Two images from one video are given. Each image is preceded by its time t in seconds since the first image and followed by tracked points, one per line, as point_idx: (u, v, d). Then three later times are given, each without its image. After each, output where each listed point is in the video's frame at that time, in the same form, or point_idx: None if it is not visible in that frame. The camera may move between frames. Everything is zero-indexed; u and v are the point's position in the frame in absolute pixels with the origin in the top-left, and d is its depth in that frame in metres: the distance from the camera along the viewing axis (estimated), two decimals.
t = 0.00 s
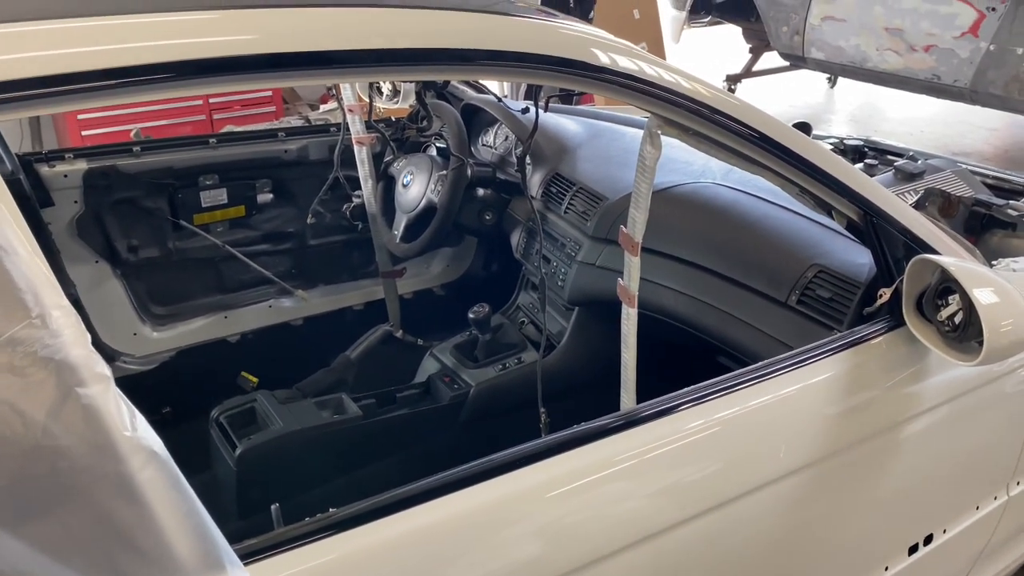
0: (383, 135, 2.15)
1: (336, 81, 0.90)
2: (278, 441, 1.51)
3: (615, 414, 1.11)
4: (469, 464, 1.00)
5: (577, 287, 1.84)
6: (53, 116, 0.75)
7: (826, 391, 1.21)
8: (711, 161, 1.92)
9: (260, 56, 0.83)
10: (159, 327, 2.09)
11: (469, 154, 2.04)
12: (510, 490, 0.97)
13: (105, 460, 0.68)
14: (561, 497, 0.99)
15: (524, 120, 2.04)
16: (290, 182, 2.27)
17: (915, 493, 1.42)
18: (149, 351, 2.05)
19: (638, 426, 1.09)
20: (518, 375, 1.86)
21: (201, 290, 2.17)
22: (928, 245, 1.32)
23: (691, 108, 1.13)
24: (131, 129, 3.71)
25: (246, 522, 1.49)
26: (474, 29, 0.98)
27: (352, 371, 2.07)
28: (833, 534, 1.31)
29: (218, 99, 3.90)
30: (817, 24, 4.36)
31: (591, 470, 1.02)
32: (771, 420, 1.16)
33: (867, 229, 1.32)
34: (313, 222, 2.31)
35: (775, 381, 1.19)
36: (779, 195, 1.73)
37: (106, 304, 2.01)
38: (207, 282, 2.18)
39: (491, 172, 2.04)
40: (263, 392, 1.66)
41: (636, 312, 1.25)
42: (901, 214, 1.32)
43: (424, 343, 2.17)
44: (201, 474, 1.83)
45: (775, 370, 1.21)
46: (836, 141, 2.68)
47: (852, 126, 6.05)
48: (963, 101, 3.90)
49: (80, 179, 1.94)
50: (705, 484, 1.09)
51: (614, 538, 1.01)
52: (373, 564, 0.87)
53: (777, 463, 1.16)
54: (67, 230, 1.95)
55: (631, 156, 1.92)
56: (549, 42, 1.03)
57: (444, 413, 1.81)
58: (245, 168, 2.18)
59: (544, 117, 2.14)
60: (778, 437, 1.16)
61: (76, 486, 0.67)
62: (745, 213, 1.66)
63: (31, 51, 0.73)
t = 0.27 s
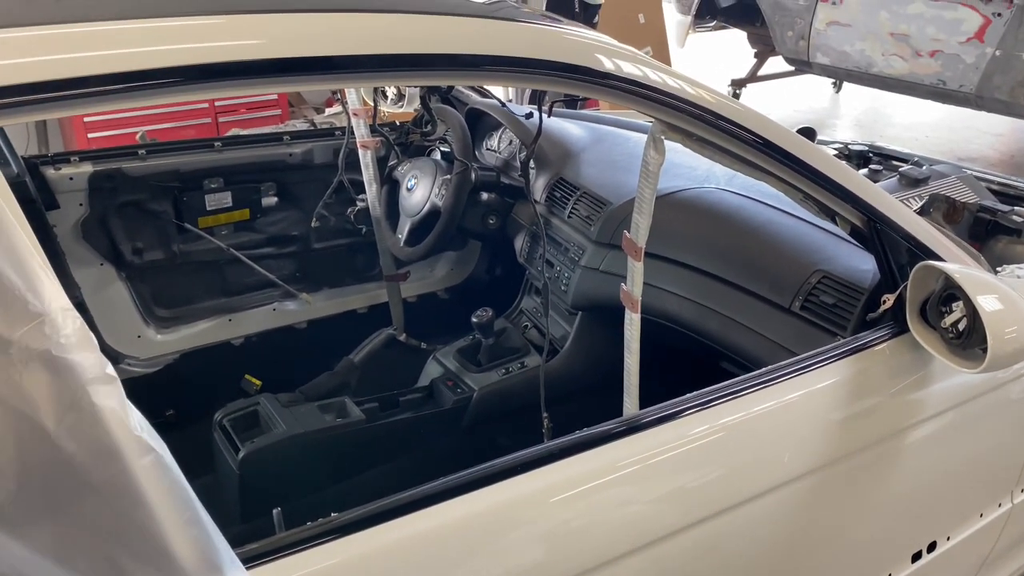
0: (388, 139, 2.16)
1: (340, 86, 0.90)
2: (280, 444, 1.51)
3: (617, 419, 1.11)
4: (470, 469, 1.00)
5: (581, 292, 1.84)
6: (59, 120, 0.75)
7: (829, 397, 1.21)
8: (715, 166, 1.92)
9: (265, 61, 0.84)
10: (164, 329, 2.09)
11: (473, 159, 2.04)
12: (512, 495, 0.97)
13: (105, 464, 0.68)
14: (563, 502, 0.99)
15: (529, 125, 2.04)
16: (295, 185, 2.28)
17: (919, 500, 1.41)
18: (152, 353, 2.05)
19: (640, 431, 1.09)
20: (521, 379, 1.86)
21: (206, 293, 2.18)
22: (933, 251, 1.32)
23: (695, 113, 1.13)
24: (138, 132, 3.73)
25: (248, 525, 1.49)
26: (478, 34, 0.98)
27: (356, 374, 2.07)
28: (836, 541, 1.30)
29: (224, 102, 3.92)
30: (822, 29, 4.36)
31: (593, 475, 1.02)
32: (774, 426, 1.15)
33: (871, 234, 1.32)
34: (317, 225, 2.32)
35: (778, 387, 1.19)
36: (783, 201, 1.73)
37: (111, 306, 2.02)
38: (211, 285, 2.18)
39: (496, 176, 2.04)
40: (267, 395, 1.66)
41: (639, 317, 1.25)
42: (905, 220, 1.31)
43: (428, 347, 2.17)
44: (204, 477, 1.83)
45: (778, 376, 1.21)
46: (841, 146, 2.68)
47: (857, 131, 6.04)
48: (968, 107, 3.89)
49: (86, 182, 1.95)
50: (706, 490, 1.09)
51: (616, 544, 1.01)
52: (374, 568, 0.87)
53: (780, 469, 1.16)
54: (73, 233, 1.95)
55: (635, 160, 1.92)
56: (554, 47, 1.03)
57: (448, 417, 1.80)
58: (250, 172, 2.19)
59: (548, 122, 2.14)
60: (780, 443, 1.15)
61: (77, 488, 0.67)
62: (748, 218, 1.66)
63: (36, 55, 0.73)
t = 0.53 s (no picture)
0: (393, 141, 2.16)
1: (347, 88, 0.90)
2: (285, 446, 1.51)
3: (622, 422, 1.11)
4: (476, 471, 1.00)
5: (586, 294, 1.84)
6: (66, 120, 0.75)
7: (836, 401, 1.20)
8: (722, 169, 1.92)
9: (271, 62, 0.84)
10: (169, 330, 2.09)
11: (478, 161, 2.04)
12: (516, 498, 0.97)
13: (111, 459, 0.68)
14: (567, 505, 0.98)
15: (534, 127, 2.04)
16: (300, 187, 2.28)
17: (926, 505, 1.40)
18: (157, 354, 2.05)
19: (646, 435, 1.08)
20: (525, 382, 1.85)
21: (211, 294, 2.18)
22: (940, 254, 1.31)
23: (702, 116, 1.13)
24: (143, 133, 3.74)
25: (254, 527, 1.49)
26: (485, 36, 0.98)
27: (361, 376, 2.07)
28: (841, 546, 1.29)
29: (230, 104, 3.93)
30: (828, 32, 4.35)
31: (599, 479, 1.02)
32: (781, 429, 1.15)
33: (878, 238, 1.31)
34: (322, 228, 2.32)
35: (785, 391, 1.19)
36: (789, 204, 1.73)
37: (116, 307, 2.02)
38: (216, 286, 2.18)
39: (501, 179, 2.04)
40: (271, 397, 1.66)
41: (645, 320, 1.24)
42: (912, 223, 1.31)
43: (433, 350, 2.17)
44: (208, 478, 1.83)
45: (784, 380, 1.20)
46: (847, 150, 2.67)
47: (863, 135, 6.03)
48: (975, 111, 3.88)
49: (91, 183, 1.95)
50: (711, 494, 1.09)
51: (620, 548, 1.01)
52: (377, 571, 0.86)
53: (786, 473, 1.15)
54: (79, 234, 1.95)
55: (641, 163, 1.92)
56: (560, 49, 1.03)
57: (453, 420, 1.80)
58: (255, 173, 2.19)
59: (554, 124, 2.14)
60: (787, 447, 1.15)
61: (83, 486, 0.67)
62: (755, 221, 1.66)
63: (42, 56, 0.73)
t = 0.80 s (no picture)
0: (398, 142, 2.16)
1: (353, 89, 0.89)
2: (289, 447, 1.51)
3: (628, 425, 1.10)
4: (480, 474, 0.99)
5: (591, 297, 1.83)
6: (72, 121, 0.75)
7: (843, 404, 1.20)
8: (726, 171, 1.92)
9: (276, 63, 0.83)
10: (174, 331, 2.09)
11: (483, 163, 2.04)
12: (521, 501, 0.96)
13: (117, 461, 0.68)
14: (572, 508, 0.98)
15: (540, 129, 2.04)
16: (305, 188, 2.28)
17: (933, 509, 1.40)
18: (162, 355, 2.05)
19: (651, 438, 1.08)
20: (529, 384, 1.85)
21: (215, 295, 2.18)
22: (947, 257, 1.31)
23: (708, 117, 1.12)
24: (149, 135, 3.74)
25: (259, 529, 1.49)
26: (490, 37, 0.98)
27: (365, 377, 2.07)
28: (848, 551, 1.29)
29: (235, 105, 3.94)
30: (834, 35, 4.34)
31: (604, 482, 1.01)
32: (787, 432, 1.14)
33: (884, 240, 1.30)
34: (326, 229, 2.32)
35: (791, 393, 1.18)
36: (795, 206, 1.72)
37: (120, 308, 2.02)
38: (221, 288, 2.19)
39: (506, 181, 2.04)
40: (275, 398, 1.66)
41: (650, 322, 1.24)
42: (919, 225, 1.30)
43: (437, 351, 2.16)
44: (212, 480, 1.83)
45: (791, 383, 1.20)
46: (852, 151, 2.66)
47: (868, 137, 6.02)
48: (981, 113, 3.87)
49: (96, 184, 1.95)
50: (717, 498, 1.08)
51: (625, 551, 1.00)
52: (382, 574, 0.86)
53: (792, 476, 1.14)
54: (84, 235, 1.96)
55: (646, 164, 1.92)
56: (566, 50, 1.03)
57: (457, 423, 1.80)
58: (260, 174, 2.19)
59: (559, 126, 2.14)
60: (794, 450, 1.14)
61: (84, 488, 0.67)
62: (760, 223, 1.65)
63: (47, 57, 0.73)
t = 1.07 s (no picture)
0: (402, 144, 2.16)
1: (358, 92, 0.89)
2: (294, 448, 1.51)
3: (632, 429, 1.10)
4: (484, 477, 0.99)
5: (595, 299, 1.83)
6: (79, 123, 0.75)
7: (848, 407, 1.20)
8: (731, 173, 1.91)
9: (282, 66, 0.84)
10: (178, 333, 2.09)
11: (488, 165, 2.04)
12: (525, 504, 0.96)
13: (122, 465, 0.68)
14: (576, 511, 0.98)
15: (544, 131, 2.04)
16: (309, 190, 2.28)
17: (938, 513, 1.39)
18: (166, 356, 2.06)
19: (656, 441, 1.08)
20: (533, 387, 1.85)
21: (220, 297, 2.18)
22: (953, 259, 1.30)
23: (713, 119, 1.12)
24: (154, 136, 3.75)
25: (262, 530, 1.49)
26: (496, 39, 0.98)
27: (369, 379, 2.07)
28: (853, 554, 1.28)
29: (239, 107, 3.95)
30: (837, 36, 4.34)
31: (608, 485, 1.01)
32: (792, 435, 1.14)
33: (890, 243, 1.30)
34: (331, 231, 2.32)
35: (796, 397, 1.18)
36: (800, 208, 1.72)
37: (125, 309, 2.02)
38: (225, 289, 2.19)
39: (510, 183, 2.04)
40: (280, 400, 1.66)
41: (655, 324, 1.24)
42: (925, 228, 1.30)
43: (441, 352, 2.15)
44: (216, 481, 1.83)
45: (795, 386, 1.20)
46: (857, 154, 2.66)
47: (872, 139, 6.01)
48: (985, 115, 3.86)
49: (102, 186, 1.95)
50: (721, 501, 1.08)
51: (629, 554, 1.00)
52: None
53: (798, 480, 1.14)
54: (88, 237, 1.96)
55: (650, 166, 1.91)
56: (571, 53, 1.03)
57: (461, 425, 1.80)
58: (265, 176, 2.19)
59: (564, 128, 2.14)
60: (799, 453, 1.14)
61: (86, 490, 0.67)
62: (765, 225, 1.65)
63: (54, 59, 0.74)
